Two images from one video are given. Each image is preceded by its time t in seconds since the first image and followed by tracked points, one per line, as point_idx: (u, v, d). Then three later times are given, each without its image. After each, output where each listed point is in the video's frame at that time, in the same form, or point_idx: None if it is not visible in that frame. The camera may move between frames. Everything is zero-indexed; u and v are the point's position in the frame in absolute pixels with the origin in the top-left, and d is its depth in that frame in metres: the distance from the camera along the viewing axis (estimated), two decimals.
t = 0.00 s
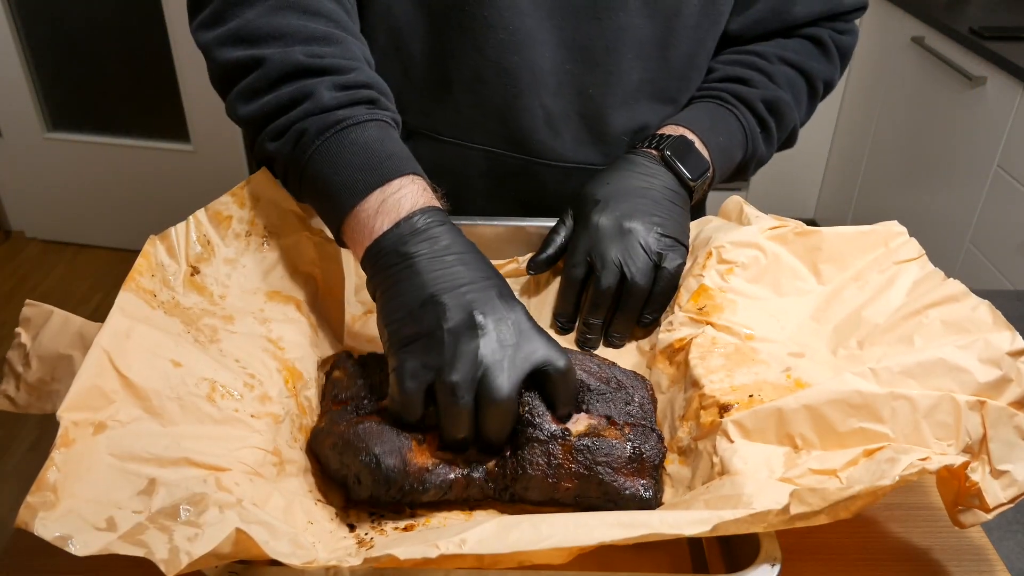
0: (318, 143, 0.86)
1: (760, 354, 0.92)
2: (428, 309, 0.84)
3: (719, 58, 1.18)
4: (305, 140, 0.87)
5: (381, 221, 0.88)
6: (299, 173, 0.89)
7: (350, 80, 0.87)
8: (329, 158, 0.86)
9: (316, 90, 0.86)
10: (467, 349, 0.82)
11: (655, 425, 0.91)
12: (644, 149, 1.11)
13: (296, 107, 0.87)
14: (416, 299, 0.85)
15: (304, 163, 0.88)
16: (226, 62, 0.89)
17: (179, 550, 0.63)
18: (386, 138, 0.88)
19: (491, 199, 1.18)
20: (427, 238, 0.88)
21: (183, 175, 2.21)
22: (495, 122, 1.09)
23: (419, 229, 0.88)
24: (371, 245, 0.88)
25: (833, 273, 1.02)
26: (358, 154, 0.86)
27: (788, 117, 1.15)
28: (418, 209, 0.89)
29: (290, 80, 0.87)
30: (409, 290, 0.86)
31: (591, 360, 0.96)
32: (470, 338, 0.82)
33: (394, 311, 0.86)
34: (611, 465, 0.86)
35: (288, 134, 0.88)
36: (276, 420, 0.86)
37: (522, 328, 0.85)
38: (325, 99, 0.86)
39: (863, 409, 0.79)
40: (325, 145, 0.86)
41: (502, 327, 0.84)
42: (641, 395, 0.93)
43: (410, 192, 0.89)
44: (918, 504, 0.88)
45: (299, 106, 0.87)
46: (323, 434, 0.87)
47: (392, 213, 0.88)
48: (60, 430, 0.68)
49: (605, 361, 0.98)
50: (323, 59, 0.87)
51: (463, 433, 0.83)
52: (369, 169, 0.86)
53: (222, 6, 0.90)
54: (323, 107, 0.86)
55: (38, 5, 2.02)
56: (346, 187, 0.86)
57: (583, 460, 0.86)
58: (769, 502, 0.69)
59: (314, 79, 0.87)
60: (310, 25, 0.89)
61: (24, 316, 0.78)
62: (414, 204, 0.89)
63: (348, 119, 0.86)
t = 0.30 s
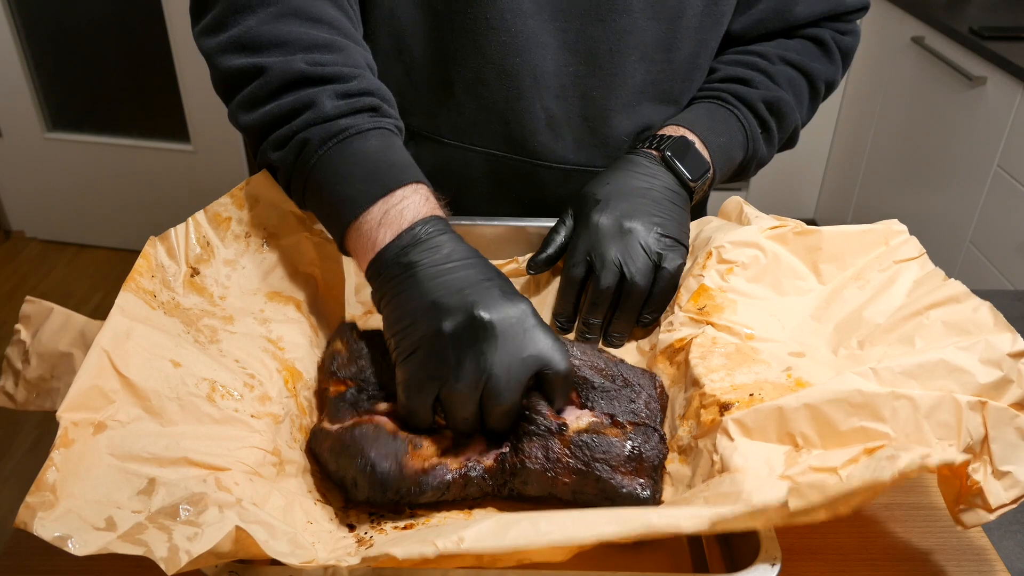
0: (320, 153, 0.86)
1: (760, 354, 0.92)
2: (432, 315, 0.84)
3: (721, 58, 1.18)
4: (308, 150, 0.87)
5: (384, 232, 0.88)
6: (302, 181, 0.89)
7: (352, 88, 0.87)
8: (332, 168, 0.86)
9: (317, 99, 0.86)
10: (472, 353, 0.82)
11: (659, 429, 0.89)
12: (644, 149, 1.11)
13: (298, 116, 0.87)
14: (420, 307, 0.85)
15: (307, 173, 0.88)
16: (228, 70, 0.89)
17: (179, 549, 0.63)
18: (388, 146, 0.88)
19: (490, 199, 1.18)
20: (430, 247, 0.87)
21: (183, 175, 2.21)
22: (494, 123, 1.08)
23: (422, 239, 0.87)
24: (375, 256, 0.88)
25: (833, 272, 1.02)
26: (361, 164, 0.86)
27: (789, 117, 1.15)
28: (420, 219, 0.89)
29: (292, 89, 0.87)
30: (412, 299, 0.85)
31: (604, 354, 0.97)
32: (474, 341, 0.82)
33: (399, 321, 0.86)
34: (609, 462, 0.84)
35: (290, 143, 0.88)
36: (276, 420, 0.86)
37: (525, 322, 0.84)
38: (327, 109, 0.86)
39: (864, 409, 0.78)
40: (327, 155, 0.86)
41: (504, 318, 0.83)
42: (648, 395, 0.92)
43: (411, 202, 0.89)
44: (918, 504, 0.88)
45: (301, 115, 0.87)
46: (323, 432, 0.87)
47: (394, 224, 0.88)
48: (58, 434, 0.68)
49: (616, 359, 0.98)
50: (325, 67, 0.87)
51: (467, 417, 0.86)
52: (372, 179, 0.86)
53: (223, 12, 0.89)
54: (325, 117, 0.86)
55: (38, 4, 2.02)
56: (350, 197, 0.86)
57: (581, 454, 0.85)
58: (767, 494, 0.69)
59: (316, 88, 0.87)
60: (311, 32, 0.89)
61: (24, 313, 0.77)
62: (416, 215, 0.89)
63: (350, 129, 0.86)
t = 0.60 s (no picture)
0: (305, 154, 0.86)
1: (760, 354, 0.92)
2: (421, 315, 0.83)
3: (722, 58, 1.18)
4: (292, 151, 0.86)
5: (368, 236, 0.88)
6: (287, 182, 0.88)
7: (337, 90, 0.87)
8: (316, 170, 0.86)
9: (304, 100, 0.85)
10: (465, 350, 0.81)
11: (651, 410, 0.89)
12: (644, 150, 1.11)
13: (283, 116, 0.86)
14: (408, 308, 0.84)
15: (291, 175, 0.87)
16: (214, 68, 0.88)
17: (178, 544, 0.63)
18: (375, 149, 0.87)
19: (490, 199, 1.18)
20: (415, 249, 0.87)
21: (183, 175, 2.22)
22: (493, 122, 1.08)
23: (407, 241, 0.87)
24: (359, 261, 0.87)
25: (831, 276, 1.02)
26: (345, 167, 0.85)
27: (790, 117, 1.15)
28: (405, 221, 0.88)
29: (277, 88, 0.86)
30: (398, 302, 0.84)
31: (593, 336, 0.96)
32: (466, 338, 0.82)
33: (385, 325, 0.85)
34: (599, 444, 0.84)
35: (274, 144, 0.87)
36: (275, 418, 0.86)
37: (515, 313, 0.84)
38: (313, 110, 0.86)
39: (863, 408, 0.78)
40: (312, 156, 0.86)
41: (494, 309, 0.83)
42: (639, 378, 0.90)
43: (397, 205, 0.89)
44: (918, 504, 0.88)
45: (286, 115, 0.86)
46: (320, 430, 0.87)
47: (379, 227, 0.88)
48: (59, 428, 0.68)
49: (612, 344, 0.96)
50: (311, 68, 0.86)
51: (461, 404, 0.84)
52: (357, 183, 0.86)
53: (212, 9, 0.89)
54: (310, 118, 0.85)
55: (38, 4, 2.02)
56: (332, 201, 0.86)
57: (568, 435, 0.85)
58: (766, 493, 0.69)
59: (301, 89, 0.86)
60: (299, 32, 0.89)
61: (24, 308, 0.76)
62: (401, 218, 0.89)
63: (335, 131, 0.86)
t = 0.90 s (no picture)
0: (296, 148, 0.82)
1: (759, 354, 0.92)
2: (421, 317, 0.80)
3: (721, 56, 1.18)
4: (282, 143, 0.83)
5: (356, 239, 0.84)
6: (272, 176, 0.85)
7: (332, 85, 0.84)
8: (307, 166, 0.83)
9: (296, 90, 0.82)
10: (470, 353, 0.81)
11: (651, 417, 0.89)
12: (644, 151, 1.11)
13: (274, 107, 0.83)
14: (406, 312, 0.81)
15: (276, 168, 0.84)
16: (203, 50, 0.84)
17: (177, 541, 0.63)
18: (365, 150, 0.85)
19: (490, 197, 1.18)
20: (406, 253, 0.84)
21: (182, 175, 2.22)
22: (493, 120, 1.08)
23: (398, 246, 0.85)
24: (350, 263, 0.84)
25: (830, 276, 1.02)
26: (337, 164, 0.82)
27: (789, 115, 1.15)
28: (394, 225, 0.86)
29: (270, 77, 0.83)
30: (394, 306, 0.81)
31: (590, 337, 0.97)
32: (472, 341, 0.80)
33: (380, 331, 0.82)
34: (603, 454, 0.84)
35: (262, 135, 0.83)
36: (276, 416, 0.87)
37: (515, 315, 0.83)
38: (307, 102, 0.82)
39: (863, 407, 0.78)
40: (302, 150, 0.83)
41: (497, 310, 0.82)
42: (634, 377, 0.91)
43: (385, 208, 0.86)
44: (918, 504, 0.88)
45: (278, 105, 0.83)
46: (320, 431, 0.87)
47: (370, 230, 0.84)
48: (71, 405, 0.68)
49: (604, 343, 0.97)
50: (306, 59, 0.84)
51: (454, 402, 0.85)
52: (347, 183, 0.83)
53: None
54: (304, 110, 0.82)
55: (39, 4, 2.02)
56: (318, 199, 0.83)
57: (574, 448, 0.85)
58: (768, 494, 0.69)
59: (295, 80, 0.83)
60: (295, 20, 0.86)
61: (33, 259, 0.77)
62: (390, 222, 0.86)
63: (328, 127, 0.83)
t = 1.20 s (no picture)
0: (289, 97, 0.76)
1: (759, 354, 0.92)
2: (415, 273, 0.75)
3: (720, 57, 1.18)
4: (276, 98, 0.77)
5: (355, 177, 0.77)
6: (264, 136, 0.78)
7: (324, 40, 0.80)
8: (302, 115, 0.76)
9: (286, 44, 0.77)
10: (459, 330, 0.74)
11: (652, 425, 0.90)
12: (644, 151, 1.11)
13: (266, 61, 0.77)
14: (401, 263, 0.75)
15: (269, 124, 0.78)
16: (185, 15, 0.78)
17: (181, 540, 0.63)
18: (356, 101, 0.80)
19: (489, 197, 1.18)
20: (412, 200, 0.78)
21: (182, 175, 2.22)
22: (493, 120, 1.09)
23: (406, 190, 0.78)
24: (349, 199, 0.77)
25: (830, 276, 1.02)
26: (336, 115, 0.77)
27: (788, 116, 1.15)
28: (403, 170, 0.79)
29: (261, 32, 0.77)
30: (389, 255, 0.76)
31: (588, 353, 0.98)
32: (460, 316, 0.75)
33: (366, 275, 0.76)
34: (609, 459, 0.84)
35: (254, 91, 0.77)
36: (277, 417, 0.88)
37: (497, 308, 0.78)
38: (302, 55, 0.78)
39: (864, 407, 0.78)
40: (292, 100, 0.77)
41: (481, 293, 0.77)
42: (632, 387, 0.93)
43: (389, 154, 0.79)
44: (918, 504, 0.88)
45: (268, 59, 0.77)
46: (320, 433, 0.87)
47: (377, 168, 0.77)
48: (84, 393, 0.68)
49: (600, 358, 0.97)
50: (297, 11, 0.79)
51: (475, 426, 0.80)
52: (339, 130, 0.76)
53: None
54: (299, 63, 0.78)
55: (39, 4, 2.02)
56: (311, 148, 0.76)
57: (581, 457, 0.85)
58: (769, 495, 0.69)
59: (286, 32, 0.78)
60: None
61: (48, 228, 0.78)
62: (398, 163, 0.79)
63: (323, 81, 0.78)
